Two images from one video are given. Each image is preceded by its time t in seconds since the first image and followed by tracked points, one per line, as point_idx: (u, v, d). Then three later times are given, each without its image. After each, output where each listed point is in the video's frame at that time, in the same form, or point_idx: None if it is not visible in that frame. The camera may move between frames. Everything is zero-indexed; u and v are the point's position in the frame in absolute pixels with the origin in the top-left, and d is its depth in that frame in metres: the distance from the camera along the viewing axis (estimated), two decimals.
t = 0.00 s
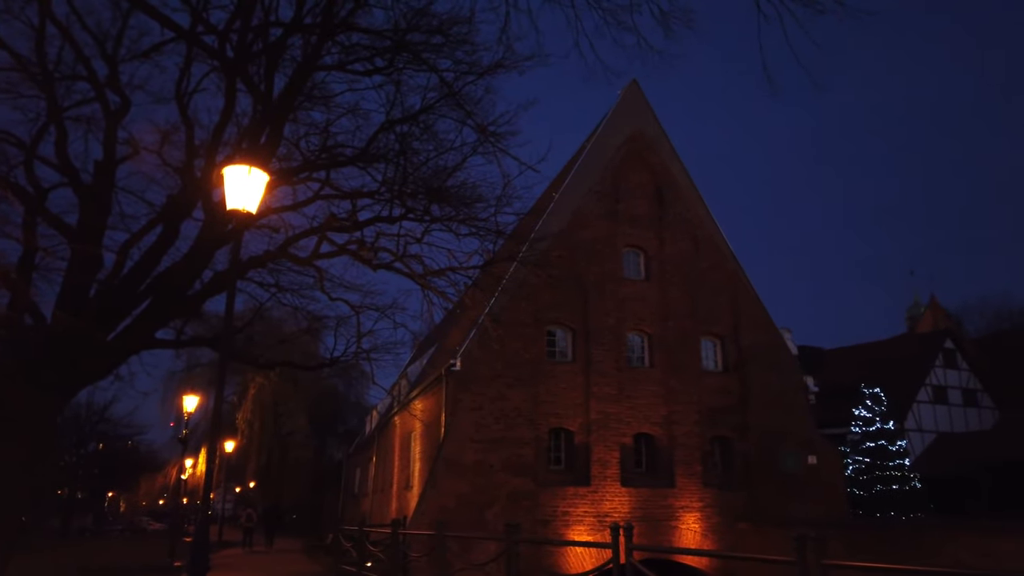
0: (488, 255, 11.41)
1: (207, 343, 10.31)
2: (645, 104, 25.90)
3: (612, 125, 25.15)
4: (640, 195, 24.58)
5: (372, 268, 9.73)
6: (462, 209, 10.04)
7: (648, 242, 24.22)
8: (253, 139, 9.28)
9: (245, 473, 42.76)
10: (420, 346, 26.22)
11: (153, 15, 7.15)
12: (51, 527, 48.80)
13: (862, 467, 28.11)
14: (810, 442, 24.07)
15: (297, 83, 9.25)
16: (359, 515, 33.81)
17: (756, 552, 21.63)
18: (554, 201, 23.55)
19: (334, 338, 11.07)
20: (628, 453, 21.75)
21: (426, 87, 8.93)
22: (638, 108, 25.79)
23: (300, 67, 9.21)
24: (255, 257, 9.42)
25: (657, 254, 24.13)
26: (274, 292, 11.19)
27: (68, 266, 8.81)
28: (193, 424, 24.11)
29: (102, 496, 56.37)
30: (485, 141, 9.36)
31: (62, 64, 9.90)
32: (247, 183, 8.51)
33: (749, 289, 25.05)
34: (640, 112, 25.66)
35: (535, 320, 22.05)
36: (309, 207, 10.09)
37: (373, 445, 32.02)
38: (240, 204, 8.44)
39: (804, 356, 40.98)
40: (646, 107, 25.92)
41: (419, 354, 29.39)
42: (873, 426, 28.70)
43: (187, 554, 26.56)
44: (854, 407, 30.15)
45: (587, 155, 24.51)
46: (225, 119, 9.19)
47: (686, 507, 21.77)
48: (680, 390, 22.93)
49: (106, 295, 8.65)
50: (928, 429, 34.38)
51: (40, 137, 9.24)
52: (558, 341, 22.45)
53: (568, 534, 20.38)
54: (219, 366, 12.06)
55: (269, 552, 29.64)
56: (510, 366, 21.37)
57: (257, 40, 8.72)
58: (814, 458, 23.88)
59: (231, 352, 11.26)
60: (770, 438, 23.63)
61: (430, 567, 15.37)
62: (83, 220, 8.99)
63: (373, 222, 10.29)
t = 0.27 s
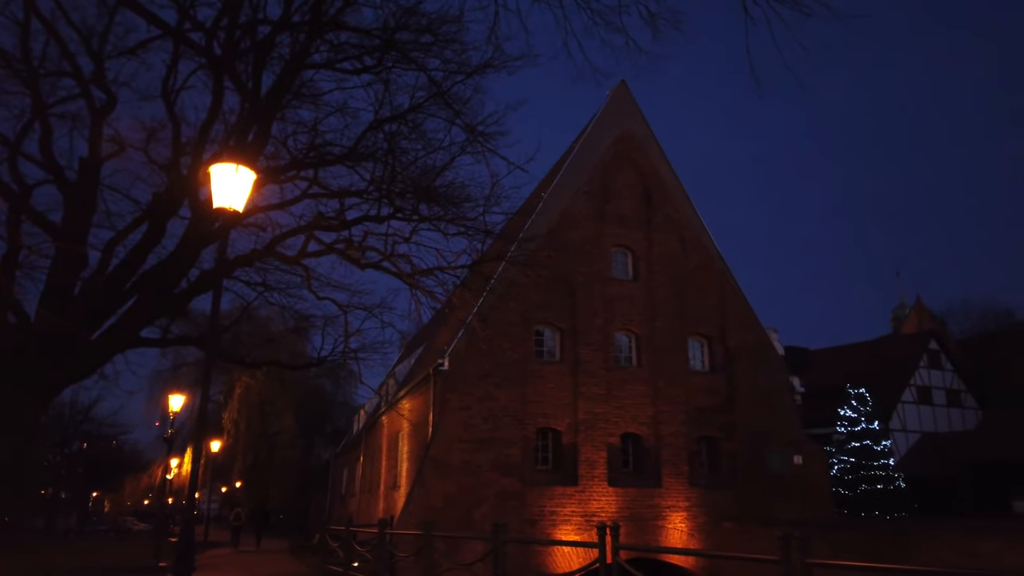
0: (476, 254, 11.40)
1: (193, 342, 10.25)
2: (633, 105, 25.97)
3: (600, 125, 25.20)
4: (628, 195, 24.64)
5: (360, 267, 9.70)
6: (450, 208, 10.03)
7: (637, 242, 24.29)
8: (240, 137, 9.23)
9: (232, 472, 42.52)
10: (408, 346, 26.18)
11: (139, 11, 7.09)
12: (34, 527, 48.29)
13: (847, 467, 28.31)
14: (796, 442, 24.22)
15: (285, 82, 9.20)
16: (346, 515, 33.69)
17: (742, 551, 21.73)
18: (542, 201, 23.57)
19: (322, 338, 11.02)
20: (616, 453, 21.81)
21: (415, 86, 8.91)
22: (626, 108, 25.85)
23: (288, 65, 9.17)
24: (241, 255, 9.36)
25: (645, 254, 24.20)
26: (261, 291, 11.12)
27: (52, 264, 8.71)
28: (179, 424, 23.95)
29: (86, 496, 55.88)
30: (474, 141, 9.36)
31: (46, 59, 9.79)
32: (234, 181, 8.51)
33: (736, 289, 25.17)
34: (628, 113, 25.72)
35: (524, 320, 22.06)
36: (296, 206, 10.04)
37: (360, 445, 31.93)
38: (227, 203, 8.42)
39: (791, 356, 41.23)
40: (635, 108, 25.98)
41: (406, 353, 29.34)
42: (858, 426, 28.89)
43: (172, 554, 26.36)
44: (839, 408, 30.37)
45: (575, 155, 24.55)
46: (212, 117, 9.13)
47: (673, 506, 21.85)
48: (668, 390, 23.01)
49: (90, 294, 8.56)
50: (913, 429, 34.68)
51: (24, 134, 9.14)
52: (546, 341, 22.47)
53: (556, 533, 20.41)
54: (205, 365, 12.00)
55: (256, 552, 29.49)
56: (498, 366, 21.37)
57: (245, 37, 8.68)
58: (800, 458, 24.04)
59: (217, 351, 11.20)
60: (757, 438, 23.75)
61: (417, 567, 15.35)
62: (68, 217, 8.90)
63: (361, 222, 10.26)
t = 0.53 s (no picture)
0: (463, 254, 11.37)
1: (178, 340, 10.15)
2: (622, 105, 26.04)
3: (588, 125, 25.25)
4: (616, 195, 24.71)
5: (347, 266, 9.66)
6: (439, 208, 10.00)
7: (624, 242, 24.36)
8: (227, 134, 9.14)
9: (217, 472, 42.27)
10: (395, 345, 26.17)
11: (124, 7, 7.02)
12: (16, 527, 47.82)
13: (831, 467, 28.52)
14: (781, 442, 24.36)
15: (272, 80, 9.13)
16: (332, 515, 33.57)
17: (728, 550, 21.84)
18: (530, 201, 23.59)
19: (309, 337, 10.96)
20: (602, 453, 21.85)
21: (403, 85, 8.89)
22: (614, 109, 25.90)
23: (275, 62, 9.11)
24: (227, 254, 9.30)
25: (632, 254, 24.27)
26: (247, 289, 11.05)
27: (34, 261, 8.61)
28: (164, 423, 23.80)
29: (69, 496, 55.40)
30: (462, 140, 9.34)
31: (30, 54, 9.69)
32: (220, 179, 8.45)
33: (723, 290, 25.29)
34: (616, 113, 25.78)
35: (511, 320, 22.07)
36: (283, 204, 9.98)
37: (347, 444, 31.85)
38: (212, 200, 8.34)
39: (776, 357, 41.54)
40: (623, 108, 26.04)
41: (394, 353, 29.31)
42: (843, 426, 29.10)
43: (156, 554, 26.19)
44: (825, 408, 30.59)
45: (564, 155, 24.58)
46: (198, 114, 9.07)
47: (659, 506, 21.93)
48: (655, 390, 23.08)
49: (72, 293, 8.48)
50: (896, 429, 34.99)
51: (7, 130, 9.04)
52: (533, 341, 22.49)
53: (542, 533, 20.44)
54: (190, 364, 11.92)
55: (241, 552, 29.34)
56: (485, 366, 21.36)
57: (232, 34, 8.63)
58: (785, 458, 24.18)
59: (202, 350, 11.13)
60: (743, 438, 23.88)
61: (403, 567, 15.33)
62: (50, 215, 8.81)
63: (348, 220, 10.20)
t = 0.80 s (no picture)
0: (450, 253, 11.36)
1: (161, 338, 10.08)
2: (609, 106, 26.11)
3: (575, 125, 25.30)
4: (603, 195, 24.77)
5: (333, 265, 9.63)
6: (425, 207, 9.99)
7: (611, 243, 24.43)
8: (213, 131, 9.08)
9: (201, 471, 41.99)
10: (381, 344, 26.14)
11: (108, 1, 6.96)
12: None
13: (815, 466, 28.75)
14: (765, 442, 24.52)
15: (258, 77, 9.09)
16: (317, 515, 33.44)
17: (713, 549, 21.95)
18: (517, 201, 23.61)
19: (294, 335, 10.91)
20: (588, 452, 21.90)
21: (390, 83, 8.88)
22: (601, 109, 25.96)
23: (261, 59, 9.06)
24: (212, 252, 9.23)
25: (619, 254, 24.35)
26: (232, 287, 10.99)
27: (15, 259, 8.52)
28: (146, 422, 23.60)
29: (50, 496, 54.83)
30: (449, 139, 9.34)
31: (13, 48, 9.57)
32: (205, 176, 8.41)
33: (709, 290, 25.42)
34: (603, 114, 25.84)
35: (498, 319, 22.08)
36: (269, 202, 9.93)
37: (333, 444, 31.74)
38: (198, 197, 8.29)
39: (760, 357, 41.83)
40: (610, 109, 26.11)
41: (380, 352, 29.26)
42: (826, 426, 29.31)
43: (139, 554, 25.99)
44: (809, 408, 30.81)
45: (551, 155, 24.62)
46: (184, 111, 9.00)
47: (644, 505, 22.02)
48: (640, 390, 23.17)
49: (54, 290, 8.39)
50: (879, 429, 35.32)
51: None
52: (519, 340, 22.50)
53: (527, 532, 20.47)
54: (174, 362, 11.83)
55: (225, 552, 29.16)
56: (472, 365, 21.36)
57: (217, 31, 8.58)
58: (769, 457, 24.34)
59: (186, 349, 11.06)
60: (728, 438, 24.02)
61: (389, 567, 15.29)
62: (33, 211, 8.72)
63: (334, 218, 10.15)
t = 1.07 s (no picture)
0: (436, 252, 11.33)
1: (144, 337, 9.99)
2: (596, 107, 26.17)
3: (562, 126, 25.34)
4: (589, 195, 24.84)
5: (318, 264, 9.59)
6: (412, 206, 9.96)
7: (597, 243, 24.49)
8: (198, 129, 9.00)
9: (184, 471, 41.67)
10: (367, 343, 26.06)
11: None
12: None
13: (798, 466, 28.98)
14: (749, 442, 24.67)
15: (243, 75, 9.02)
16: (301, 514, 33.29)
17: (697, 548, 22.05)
18: (504, 201, 23.61)
19: (279, 334, 10.85)
20: (574, 452, 21.94)
21: (376, 82, 8.85)
22: (588, 110, 26.01)
23: (247, 56, 9.00)
24: (196, 251, 9.16)
25: (605, 255, 24.41)
26: (216, 286, 10.91)
27: None
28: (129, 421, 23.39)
29: (30, 496, 54.21)
30: (435, 138, 9.32)
31: None
32: (190, 174, 8.34)
33: (694, 291, 25.53)
34: (590, 114, 25.90)
35: (484, 319, 22.07)
36: (254, 200, 9.86)
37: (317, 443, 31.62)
38: (182, 195, 8.23)
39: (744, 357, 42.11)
40: (597, 109, 26.17)
41: (365, 351, 29.17)
42: (809, 426, 29.55)
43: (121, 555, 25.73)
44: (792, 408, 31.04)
45: (537, 155, 24.64)
46: (168, 108, 8.93)
47: (628, 505, 22.10)
48: (626, 389, 23.23)
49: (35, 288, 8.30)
50: (861, 429, 35.65)
51: None
52: (505, 340, 22.51)
53: (512, 532, 20.48)
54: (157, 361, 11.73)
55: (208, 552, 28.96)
56: (457, 365, 21.32)
57: (202, 28, 8.51)
58: (753, 457, 24.50)
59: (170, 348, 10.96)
60: (712, 438, 24.15)
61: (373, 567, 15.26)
62: (13, 209, 8.61)
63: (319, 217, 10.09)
